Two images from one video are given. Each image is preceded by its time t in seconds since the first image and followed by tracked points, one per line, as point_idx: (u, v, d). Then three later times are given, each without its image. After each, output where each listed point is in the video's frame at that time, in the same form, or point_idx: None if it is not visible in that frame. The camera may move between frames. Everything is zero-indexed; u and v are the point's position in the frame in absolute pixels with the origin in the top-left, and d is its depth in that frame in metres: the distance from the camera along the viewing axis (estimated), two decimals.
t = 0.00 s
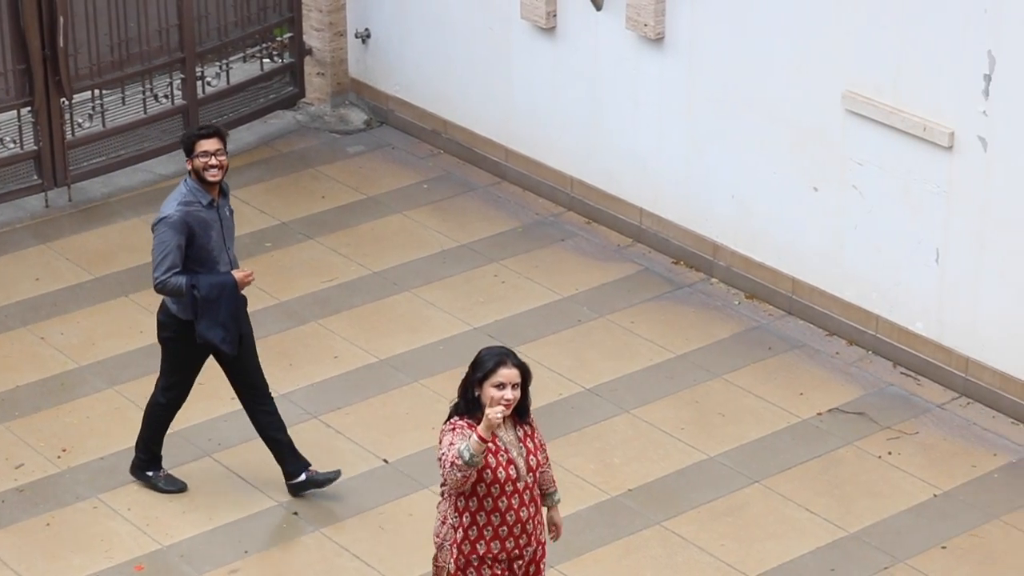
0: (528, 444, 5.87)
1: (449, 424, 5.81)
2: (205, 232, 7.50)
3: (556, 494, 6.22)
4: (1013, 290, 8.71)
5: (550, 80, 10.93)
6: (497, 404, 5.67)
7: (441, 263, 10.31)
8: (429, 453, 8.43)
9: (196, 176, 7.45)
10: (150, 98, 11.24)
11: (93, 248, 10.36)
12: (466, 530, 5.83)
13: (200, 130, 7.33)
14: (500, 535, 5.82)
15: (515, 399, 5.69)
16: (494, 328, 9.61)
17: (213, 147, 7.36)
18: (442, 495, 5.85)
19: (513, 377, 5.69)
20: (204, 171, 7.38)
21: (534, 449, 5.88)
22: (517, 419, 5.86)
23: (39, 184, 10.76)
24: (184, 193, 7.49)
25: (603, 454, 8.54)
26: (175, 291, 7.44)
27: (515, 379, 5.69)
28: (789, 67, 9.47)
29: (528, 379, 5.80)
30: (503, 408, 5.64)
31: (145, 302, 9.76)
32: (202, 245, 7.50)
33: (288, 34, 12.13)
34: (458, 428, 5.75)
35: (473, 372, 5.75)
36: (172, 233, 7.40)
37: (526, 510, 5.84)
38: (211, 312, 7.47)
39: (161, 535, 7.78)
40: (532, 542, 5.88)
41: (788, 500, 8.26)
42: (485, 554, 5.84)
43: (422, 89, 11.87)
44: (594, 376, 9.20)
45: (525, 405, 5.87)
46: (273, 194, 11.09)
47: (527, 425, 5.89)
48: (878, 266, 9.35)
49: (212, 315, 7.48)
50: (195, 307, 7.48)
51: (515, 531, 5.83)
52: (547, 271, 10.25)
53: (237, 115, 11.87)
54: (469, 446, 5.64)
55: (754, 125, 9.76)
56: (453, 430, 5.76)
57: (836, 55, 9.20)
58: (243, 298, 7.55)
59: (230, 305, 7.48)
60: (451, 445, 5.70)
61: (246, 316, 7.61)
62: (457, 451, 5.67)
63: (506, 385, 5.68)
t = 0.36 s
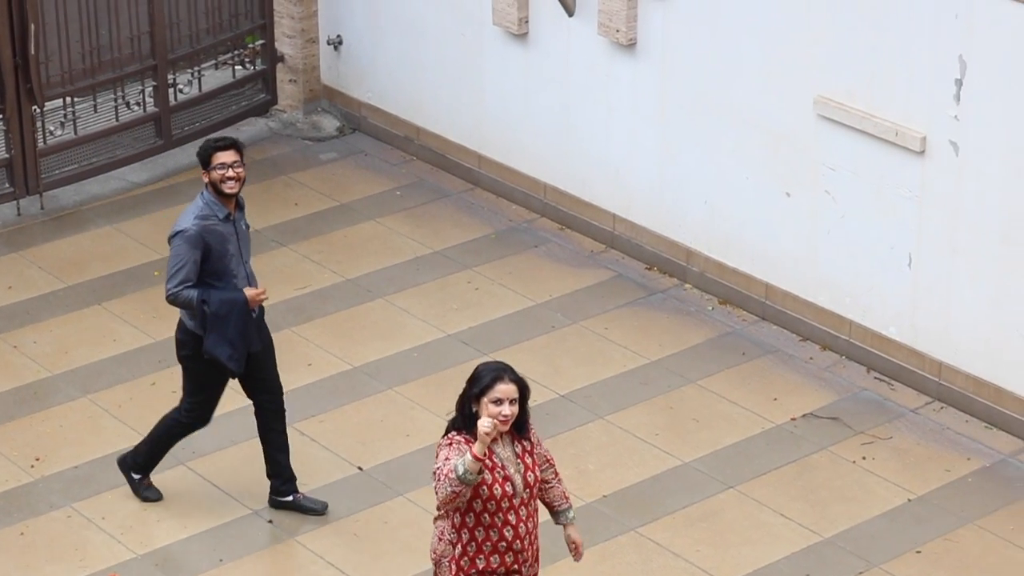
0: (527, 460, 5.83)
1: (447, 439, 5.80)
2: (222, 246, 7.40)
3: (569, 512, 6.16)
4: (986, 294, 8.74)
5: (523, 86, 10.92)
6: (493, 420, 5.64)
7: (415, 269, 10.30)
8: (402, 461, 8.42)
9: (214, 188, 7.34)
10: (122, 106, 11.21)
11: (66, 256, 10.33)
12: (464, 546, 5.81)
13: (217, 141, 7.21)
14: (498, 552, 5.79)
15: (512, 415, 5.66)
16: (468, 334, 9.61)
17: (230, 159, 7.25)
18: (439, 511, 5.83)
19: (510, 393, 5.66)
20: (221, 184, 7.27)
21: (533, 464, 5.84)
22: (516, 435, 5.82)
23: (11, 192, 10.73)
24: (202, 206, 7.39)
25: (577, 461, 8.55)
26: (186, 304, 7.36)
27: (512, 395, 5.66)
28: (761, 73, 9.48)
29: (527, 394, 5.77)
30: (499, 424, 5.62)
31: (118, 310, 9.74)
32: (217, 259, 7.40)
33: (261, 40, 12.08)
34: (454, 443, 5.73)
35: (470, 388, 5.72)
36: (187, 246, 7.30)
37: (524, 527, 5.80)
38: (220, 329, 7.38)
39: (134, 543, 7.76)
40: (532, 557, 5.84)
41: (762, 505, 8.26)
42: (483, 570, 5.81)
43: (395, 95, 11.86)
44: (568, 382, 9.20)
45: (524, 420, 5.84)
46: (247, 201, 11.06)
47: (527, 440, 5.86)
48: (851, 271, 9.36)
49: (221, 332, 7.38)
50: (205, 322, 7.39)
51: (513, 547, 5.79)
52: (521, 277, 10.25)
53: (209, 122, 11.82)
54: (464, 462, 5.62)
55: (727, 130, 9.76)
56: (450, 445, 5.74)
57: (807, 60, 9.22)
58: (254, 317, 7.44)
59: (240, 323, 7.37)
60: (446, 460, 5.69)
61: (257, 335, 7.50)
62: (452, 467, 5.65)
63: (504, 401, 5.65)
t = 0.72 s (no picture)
0: (550, 490, 5.77)
1: (468, 470, 5.75)
2: (254, 261, 7.36)
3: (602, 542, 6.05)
4: (982, 308, 8.75)
5: (518, 101, 10.92)
6: (513, 451, 5.58)
7: (412, 285, 10.30)
8: (400, 478, 8.41)
9: (248, 202, 7.30)
10: (117, 122, 11.20)
11: (62, 272, 10.31)
12: None
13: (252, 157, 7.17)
14: None
15: (533, 445, 5.60)
16: (465, 350, 9.60)
17: (265, 176, 7.21)
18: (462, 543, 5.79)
19: (530, 423, 5.60)
20: (255, 200, 7.24)
21: (557, 495, 5.78)
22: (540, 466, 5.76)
23: (7, 210, 10.71)
24: (235, 219, 7.35)
25: (575, 477, 8.54)
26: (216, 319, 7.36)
27: (533, 425, 5.60)
28: (758, 88, 9.48)
29: (548, 424, 5.71)
30: (519, 455, 5.56)
31: (115, 326, 9.72)
32: (249, 274, 7.38)
33: (255, 56, 12.08)
34: (474, 474, 5.68)
35: (490, 419, 5.67)
36: (218, 261, 7.27)
37: (549, 557, 5.74)
38: (248, 345, 7.41)
39: (133, 561, 7.74)
40: None
41: (761, 520, 8.26)
42: None
43: (390, 111, 11.85)
44: (567, 398, 9.19)
45: (548, 451, 5.77)
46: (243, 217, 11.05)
47: (550, 470, 5.79)
48: (849, 286, 9.37)
49: (249, 348, 7.42)
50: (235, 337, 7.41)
51: None
52: (518, 292, 10.24)
53: (205, 138, 11.80)
54: (480, 491, 5.58)
55: (723, 146, 9.77)
56: (471, 476, 5.70)
57: (803, 76, 9.24)
58: (284, 335, 7.45)
59: (270, 341, 7.40)
60: (466, 490, 5.65)
61: (287, 352, 7.52)
62: (472, 498, 5.60)
63: (524, 432, 5.59)
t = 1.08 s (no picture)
0: (581, 510, 5.87)
1: (500, 490, 5.85)
2: (299, 273, 7.44)
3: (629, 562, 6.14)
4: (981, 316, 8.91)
5: (526, 114, 11.10)
6: (543, 470, 5.70)
7: (421, 294, 10.47)
8: (409, 482, 8.58)
9: (294, 217, 7.39)
10: (133, 134, 11.41)
11: (78, 281, 10.50)
12: None
13: (300, 173, 7.24)
14: None
15: (563, 463, 5.72)
16: (473, 357, 9.77)
17: (313, 192, 7.29)
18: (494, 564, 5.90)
19: (561, 442, 5.71)
20: (302, 214, 7.32)
21: (588, 514, 5.88)
22: (571, 486, 5.86)
23: (24, 220, 10.90)
24: (280, 233, 7.44)
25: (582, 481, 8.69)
26: (262, 330, 7.40)
27: (563, 444, 5.72)
28: (761, 100, 9.65)
29: (578, 443, 5.83)
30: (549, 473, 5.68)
31: (130, 334, 9.91)
32: (294, 286, 7.45)
33: (268, 70, 12.27)
34: (506, 495, 5.79)
35: (521, 438, 5.79)
36: (262, 273, 7.35)
37: None
38: (295, 355, 7.45)
39: (148, 563, 7.91)
40: None
41: (764, 524, 8.42)
42: None
43: (401, 124, 12.04)
44: (574, 404, 9.35)
45: (579, 471, 5.88)
46: (255, 227, 11.23)
47: (581, 490, 5.89)
48: (852, 295, 9.52)
49: (296, 359, 7.46)
50: (281, 348, 7.45)
51: None
52: (526, 301, 10.41)
53: (218, 149, 12.01)
54: (511, 511, 5.69)
55: (728, 157, 9.93)
56: (502, 497, 5.80)
57: (806, 88, 9.41)
58: (330, 344, 7.50)
59: (316, 350, 7.45)
60: (497, 512, 5.75)
61: (334, 360, 7.56)
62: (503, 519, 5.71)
63: (555, 451, 5.71)
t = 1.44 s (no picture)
0: (607, 511, 6.17)
1: (529, 496, 6.15)
2: (346, 289, 7.69)
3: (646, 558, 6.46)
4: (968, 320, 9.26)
5: (531, 124, 11.47)
6: (571, 475, 5.99)
7: (430, 298, 10.85)
8: (417, 480, 8.96)
9: (342, 235, 7.60)
10: (152, 144, 11.82)
11: (100, 285, 10.89)
12: None
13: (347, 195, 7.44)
14: None
15: (590, 468, 6.01)
16: (479, 359, 10.15)
17: (359, 213, 7.48)
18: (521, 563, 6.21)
19: (587, 447, 6.01)
20: (350, 234, 7.53)
21: (614, 515, 6.18)
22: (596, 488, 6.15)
23: (47, 226, 11.30)
24: (328, 250, 7.68)
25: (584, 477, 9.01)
26: (309, 344, 7.68)
27: (589, 449, 6.02)
28: (756, 113, 10.01)
29: (602, 447, 6.13)
30: (578, 479, 5.98)
31: (149, 336, 10.30)
32: (341, 301, 7.70)
33: (283, 82, 12.65)
34: (537, 500, 6.09)
35: (547, 444, 6.09)
36: (310, 290, 7.60)
37: None
38: (339, 369, 7.73)
39: (167, 556, 8.30)
40: None
41: (758, 520, 8.77)
42: None
43: (411, 133, 12.41)
44: (575, 404, 9.71)
45: (603, 475, 6.17)
46: (270, 233, 11.62)
47: (606, 492, 6.20)
48: (843, 300, 9.88)
49: (341, 372, 7.74)
50: (326, 361, 7.73)
51: None
52: (530, 305, 10.78)
53: (234, 159, 12.43)
54: (547, 521, 5.98)
55: (725, 167, 10.29)
56: (533, 503, 6.10)
57: (799, 102, 9.76)
58: (375, 359, 7.76)
59: (360, 365, 7.71)
60: (530, 518, 6.05)
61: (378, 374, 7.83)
62: (536, 525, 6.02)
63: (580, 456, 6.00)
